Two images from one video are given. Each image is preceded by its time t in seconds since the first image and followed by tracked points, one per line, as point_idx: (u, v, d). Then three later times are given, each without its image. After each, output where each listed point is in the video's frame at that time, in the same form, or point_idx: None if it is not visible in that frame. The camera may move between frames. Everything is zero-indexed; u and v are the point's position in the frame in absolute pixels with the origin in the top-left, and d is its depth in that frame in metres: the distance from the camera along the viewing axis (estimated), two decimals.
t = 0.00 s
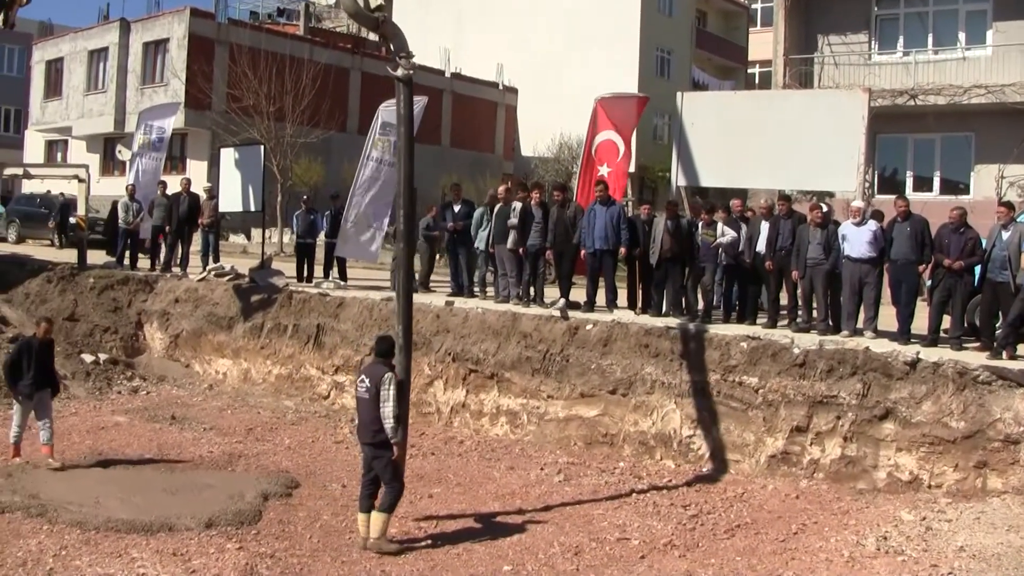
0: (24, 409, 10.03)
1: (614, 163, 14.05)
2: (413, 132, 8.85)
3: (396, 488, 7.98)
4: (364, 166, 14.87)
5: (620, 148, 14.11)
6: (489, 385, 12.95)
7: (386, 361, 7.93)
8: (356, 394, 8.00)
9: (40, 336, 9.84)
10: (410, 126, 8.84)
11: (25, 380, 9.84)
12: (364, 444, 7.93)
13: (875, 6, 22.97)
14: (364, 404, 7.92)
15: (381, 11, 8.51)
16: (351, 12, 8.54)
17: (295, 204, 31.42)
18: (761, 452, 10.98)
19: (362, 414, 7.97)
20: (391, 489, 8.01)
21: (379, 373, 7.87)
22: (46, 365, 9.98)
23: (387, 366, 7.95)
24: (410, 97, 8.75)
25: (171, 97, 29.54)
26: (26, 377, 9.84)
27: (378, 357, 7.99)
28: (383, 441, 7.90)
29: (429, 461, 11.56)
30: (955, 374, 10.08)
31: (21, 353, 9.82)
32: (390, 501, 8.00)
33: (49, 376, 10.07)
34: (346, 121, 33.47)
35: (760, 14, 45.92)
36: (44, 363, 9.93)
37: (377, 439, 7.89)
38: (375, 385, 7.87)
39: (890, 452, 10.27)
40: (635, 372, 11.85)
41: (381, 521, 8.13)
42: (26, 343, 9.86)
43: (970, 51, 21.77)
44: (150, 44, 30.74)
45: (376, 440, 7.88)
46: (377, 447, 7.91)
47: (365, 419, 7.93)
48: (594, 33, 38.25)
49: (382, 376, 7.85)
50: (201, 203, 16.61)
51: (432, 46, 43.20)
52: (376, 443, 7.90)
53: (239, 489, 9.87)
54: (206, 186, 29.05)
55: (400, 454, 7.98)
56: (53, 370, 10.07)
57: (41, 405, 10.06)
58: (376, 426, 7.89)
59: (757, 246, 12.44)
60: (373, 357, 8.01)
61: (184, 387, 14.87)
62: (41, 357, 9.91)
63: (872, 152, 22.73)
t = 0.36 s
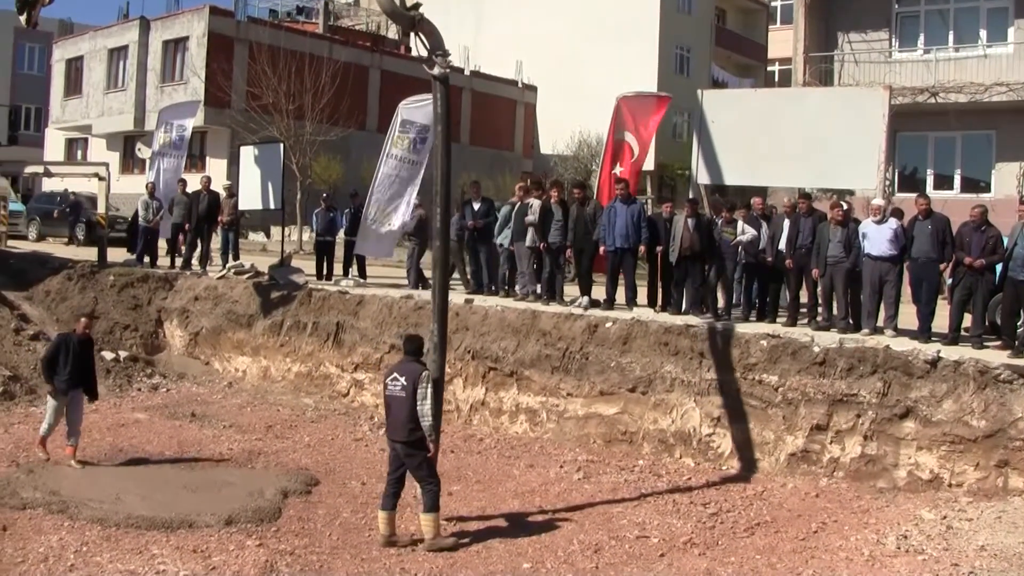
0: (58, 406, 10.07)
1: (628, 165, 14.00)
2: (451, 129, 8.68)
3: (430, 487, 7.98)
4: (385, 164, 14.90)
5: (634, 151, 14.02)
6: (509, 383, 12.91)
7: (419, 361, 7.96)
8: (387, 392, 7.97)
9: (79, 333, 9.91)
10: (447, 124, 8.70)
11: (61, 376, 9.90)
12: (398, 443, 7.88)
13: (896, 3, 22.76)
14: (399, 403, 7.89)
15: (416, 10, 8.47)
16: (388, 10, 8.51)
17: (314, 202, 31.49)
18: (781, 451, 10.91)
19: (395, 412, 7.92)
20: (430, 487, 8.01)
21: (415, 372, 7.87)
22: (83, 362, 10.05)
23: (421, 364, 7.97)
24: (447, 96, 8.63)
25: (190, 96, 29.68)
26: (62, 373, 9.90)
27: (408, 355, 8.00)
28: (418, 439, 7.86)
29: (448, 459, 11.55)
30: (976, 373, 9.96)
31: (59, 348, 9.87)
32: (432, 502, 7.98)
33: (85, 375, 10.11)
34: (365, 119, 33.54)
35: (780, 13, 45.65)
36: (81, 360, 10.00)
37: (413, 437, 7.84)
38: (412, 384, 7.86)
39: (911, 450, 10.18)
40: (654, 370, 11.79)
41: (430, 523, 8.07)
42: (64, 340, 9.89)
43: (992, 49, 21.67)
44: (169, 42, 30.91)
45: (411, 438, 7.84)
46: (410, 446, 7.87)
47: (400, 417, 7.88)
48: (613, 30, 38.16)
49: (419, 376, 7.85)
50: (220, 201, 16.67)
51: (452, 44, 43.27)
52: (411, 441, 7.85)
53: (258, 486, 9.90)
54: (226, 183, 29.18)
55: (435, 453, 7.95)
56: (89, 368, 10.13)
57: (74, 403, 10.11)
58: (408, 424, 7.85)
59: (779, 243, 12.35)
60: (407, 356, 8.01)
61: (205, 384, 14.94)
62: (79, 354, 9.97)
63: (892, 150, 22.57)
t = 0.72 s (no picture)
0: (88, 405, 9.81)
1: (644, 162, 13.92)
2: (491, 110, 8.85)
3: (464, 489, 7.98)
4: (405, 163, 15.08)
5: (652, 147, 13.92)
6: (528, 381, 12.88)
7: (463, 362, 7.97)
8: (428, 393, 7.98)
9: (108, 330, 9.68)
10: (488, 101, 8.89)
11: (93, 375, 9.64)
12: (441, 445, 7.87)
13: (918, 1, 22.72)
14: (440, 404, 7.89)
15: None
16: None
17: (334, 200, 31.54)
18: (801, 450, 10.83)
19: (436, 414, 7.93)
20: (464, 489, 8.00)
21: (458, 374, 7.87)
22: (112, 360, 9.81)
23: (462, 365, 7.98)
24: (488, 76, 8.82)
25: (210, 94, 29.81)
26: (93, 371, 9.64)
27: (449, 356, 8.03)
28: (460, 441, 7.88)
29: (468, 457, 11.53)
30: (998, 372, 9.89)
31: (89, 346, 9.65)
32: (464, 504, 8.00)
33: (115, 373, 9.88)
34: (384, 118, 33.58)
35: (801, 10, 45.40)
36: (111, 358, 9.77)
37: (456, 438, 7.86)
38: (454, 385, 7.86)
39: (932, 450, 10.10)
40: (674, 368, 11.74)
41: (459, 523, 8.10)
42: (94, 337, 9.67)
43: (1015, 46, 21.59)
44: (190, 40, 31.06)
45: (454, 441, 7.85)
46: (453, 447, 7.88)
47: (441, 419, 7.89)
48: (632, 27, 38.04)
49: (462, 377, 7.86)
50: (240, 199, 16.76)
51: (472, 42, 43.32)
52: (454, 442, 7.86)
53: (279, 484, 9.93)
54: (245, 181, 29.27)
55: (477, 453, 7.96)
56: (118, 367, 9.89)
57: (104, 402, 9.87)
58: (449, 426, 7.86)
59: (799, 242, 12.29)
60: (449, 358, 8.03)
61: (224, 381, 14.99)
62: (109, 352, 9.74)
63: (913, 148, 22.34)
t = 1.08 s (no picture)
0: (118, 413, 9.69)
1: (662, 163, 13.79)
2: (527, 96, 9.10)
3: (481, 490, 7.93)
4: (423, 164, 15.14)
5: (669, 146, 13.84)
6: (546, 382, 12.85)
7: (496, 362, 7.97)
8: (462, 392, 8.01)
9: (132, 336, 9.52)
10: (523, 86, 9.14)
11: (120, 382, 9.49)
12: (472, 445, 7.89)
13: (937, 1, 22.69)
14: (472, 403, 7.92)
15: None
16: None
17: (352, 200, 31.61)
18: (819, 451, 10.74)
19: (468, 413, 7.95)
20: (479, 492, 7.95)
21: (489, 373, 7.89)
22: (139, 366, 9.64)
23: (495, 365, 7.99)
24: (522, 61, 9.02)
25: (229, 95, 29.93)
26: (121, 378, 9.49)
27: (484, 356, 8.04)
28: (491, 442, 7.87)
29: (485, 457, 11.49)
30: (1019, 373, 9.79)
31: (115, 353, 9.52)
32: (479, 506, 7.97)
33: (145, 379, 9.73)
34: (402, 119, 33.63)
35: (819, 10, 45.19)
36: (138, 364, 9.62)
37: (486, 438, 7.86)
38: (486, 384, 7.88)
39: (951, 451, 10.01)
40: (692, 369, 11.68)
41: (474, 525, 8.07)
42: (119, 343, 9.54)
43: None
44: (208, 41, 31.21)
45: (485, 440, 7.85)
46: (484, 446, 7.88)
47: (473, 418, 7.90)
48: (649, 27, 37.95)
49: (494, 376, 7.87)
50: (258, 199, 16.82)
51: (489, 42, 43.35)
52: (484, 441, 7.87)
53: (296, 484, 9.94)
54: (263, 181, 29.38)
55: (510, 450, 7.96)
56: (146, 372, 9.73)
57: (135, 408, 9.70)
58: (480, 425, 7.88)
59: (818, 242, 12.24)
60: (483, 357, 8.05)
61: (242, 381, 15.03)
62: (135, 357, 9.60)
63: (931, 149, 22.18)
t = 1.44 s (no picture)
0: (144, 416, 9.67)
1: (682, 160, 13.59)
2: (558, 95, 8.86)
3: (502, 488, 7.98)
4: (442, 165, 15.13)
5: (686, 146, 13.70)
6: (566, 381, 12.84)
7: (518, 359, 7.97)
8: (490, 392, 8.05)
9: (150, 337, 9.55)
10: (553, 86, 8.86)
11: (142, 383, 9.49)
12: (496, 444, 7.92)
13: None
14: (498, 403, 7.97)
15: None
16: None
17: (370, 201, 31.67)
18: (839, 450, 10.67)
19: (497, 414, 7.98)
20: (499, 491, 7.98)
21: (514, 372, 7.88)
22: (160, 367, 9.63)
23: (522, 366, 7.97)
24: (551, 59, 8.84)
25: (246, 96, 30.06)
26: (141, 381, 9.49)
27: (513, 357, 8.03)
28: (515, 441, 7.86)
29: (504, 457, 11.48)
30: None
31: (134, 356, 9.53)
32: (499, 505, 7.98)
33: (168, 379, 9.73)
34: (419, 119, 33.67)
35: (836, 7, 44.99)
36: (158, 364, 9.61)
37: (508, 438, 7.87)
38: (510, 384, 7.88)
39: (971, 449, 9.93)
40: (711, 368, 11.63)
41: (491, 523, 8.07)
42: (137, 345, 9.56)
43: None
44: (225, 43, 31.36)
45: (508, 440, 7.86)
46: (509, 447, 7.88)
47: (499, 418, 7.94)
48: (666, 25, 37.86)
49: (518, 375, 7.86)
50: (276, 201, 16.88)
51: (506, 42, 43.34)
52: (508, 442, 7.87)
53: (316, 484, 9.97)
54: (281, 183, 29.49)
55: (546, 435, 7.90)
56: (170, 372, 9.72)
57: (163, 408, 9.70)
58: (506, 425, 7.89)
59: (836, 240, 12.13)
60: (508, 358, 8.05)
61: (262, 382, 15.08)
62: (154, 358, 9.58)
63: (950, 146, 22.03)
